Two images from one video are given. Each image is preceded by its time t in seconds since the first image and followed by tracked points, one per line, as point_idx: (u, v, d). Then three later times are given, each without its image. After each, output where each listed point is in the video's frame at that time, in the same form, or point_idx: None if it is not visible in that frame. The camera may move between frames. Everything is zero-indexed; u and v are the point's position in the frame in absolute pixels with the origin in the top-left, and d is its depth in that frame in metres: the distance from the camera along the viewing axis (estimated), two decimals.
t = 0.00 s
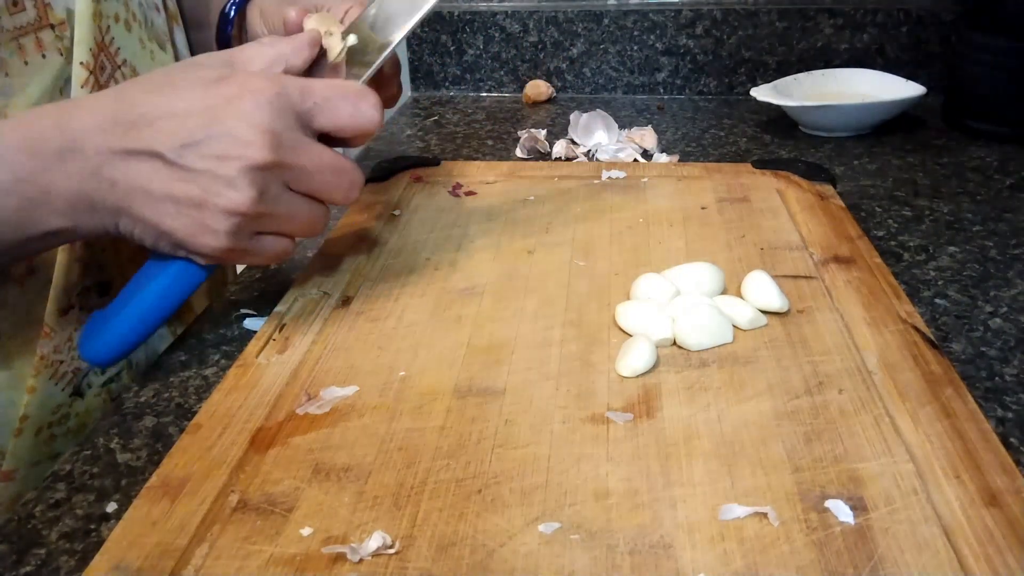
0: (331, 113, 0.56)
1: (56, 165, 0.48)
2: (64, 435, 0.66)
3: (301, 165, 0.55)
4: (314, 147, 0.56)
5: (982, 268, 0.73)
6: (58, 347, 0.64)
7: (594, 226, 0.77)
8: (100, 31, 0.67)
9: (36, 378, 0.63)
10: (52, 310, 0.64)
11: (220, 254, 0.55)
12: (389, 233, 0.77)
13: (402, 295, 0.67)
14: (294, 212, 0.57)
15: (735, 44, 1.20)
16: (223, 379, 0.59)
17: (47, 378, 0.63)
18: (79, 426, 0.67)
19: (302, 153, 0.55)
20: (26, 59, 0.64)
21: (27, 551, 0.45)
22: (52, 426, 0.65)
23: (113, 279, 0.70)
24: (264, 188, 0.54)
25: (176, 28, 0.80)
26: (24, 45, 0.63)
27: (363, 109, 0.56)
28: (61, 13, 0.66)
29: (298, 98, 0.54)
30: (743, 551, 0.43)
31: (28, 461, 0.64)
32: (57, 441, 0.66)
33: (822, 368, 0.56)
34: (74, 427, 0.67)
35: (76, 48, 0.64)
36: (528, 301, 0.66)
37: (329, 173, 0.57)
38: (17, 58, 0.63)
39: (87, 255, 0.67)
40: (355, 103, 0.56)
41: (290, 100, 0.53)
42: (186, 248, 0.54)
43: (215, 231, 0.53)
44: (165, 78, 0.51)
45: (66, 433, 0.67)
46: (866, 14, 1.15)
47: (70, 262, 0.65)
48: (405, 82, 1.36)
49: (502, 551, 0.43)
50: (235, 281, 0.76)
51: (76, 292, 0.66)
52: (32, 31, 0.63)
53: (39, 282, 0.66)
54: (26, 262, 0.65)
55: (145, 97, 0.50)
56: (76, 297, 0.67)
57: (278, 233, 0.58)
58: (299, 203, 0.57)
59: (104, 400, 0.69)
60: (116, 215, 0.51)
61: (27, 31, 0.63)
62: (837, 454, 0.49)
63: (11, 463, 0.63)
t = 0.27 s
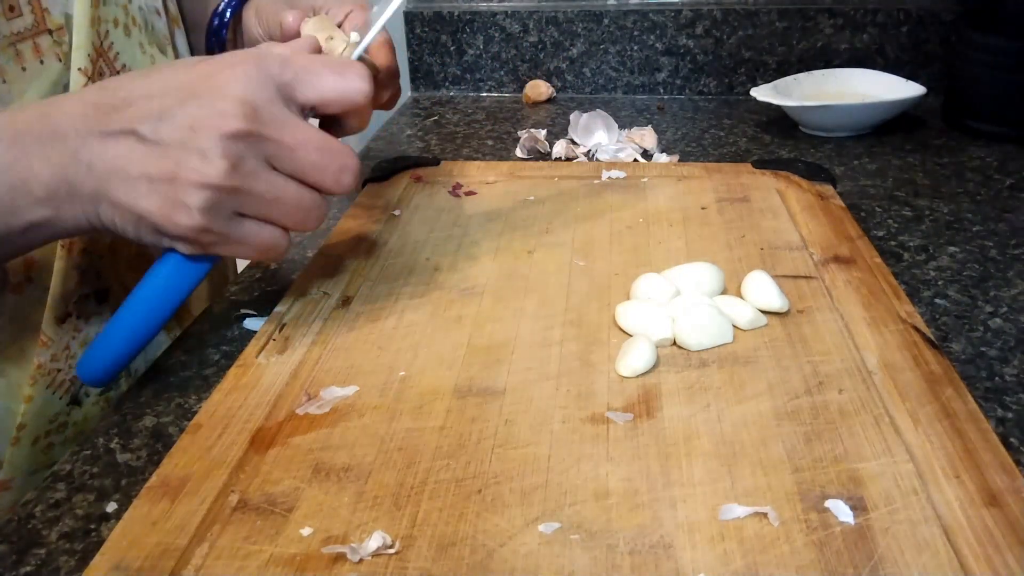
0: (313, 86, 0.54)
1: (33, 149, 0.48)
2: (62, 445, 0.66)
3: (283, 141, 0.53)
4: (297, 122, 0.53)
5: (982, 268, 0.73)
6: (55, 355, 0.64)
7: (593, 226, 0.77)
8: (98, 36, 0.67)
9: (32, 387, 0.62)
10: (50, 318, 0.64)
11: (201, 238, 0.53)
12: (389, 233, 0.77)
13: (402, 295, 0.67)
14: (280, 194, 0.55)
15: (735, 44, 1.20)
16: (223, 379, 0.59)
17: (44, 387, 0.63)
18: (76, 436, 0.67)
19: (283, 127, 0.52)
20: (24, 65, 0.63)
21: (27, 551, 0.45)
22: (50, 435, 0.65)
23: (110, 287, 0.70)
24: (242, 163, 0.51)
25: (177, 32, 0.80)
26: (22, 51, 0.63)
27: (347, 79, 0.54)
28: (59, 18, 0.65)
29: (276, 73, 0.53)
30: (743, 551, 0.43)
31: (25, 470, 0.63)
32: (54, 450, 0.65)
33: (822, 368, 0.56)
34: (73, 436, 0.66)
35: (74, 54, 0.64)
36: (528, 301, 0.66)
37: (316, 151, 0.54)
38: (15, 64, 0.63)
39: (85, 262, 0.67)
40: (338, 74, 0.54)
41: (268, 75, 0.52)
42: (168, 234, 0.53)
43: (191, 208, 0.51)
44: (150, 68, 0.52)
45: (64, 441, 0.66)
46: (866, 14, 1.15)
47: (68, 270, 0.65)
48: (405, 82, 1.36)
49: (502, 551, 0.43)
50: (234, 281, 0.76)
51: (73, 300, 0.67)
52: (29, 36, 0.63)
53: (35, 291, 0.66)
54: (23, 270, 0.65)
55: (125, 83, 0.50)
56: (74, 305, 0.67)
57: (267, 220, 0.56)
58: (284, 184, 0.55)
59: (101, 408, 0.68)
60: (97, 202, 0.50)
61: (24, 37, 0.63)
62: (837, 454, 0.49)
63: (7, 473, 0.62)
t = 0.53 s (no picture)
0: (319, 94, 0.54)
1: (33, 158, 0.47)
2: (61, 447, 0.66)
3: (287, 146, 0.52)
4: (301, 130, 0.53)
5: (982, 268, 0.73)
6: (55, 359, 0.65)
7: (593, 226, 0.77)
8: (97, 38, 0.67)
9: (31, 391, 0.63)
10: (50, 321, 0.64)
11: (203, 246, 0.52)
12: (388, 233, 0.77)
13: (402, 295, 0.67)
14: (284, 202, 0.54)
15: (735, 44, 1.20)
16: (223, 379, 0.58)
17: (43, 390, 0.63)
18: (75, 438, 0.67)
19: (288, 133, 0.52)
20: (22, 67, 0.63)
21: (26, 551, 0.45)
22: (49, 438, 0.65)
23: (109, 288, 0.70)
24: (246, 167, 0.51)
25: (177, 34, 0.79)
26: (20, 53, 0.63)
27: (351, 86, 0.55)
28: (57, 20, 0.65)
29: (281, 83, 0.53)
30: (743, 551, 0.43)
31: (24, 473, 0.64)
32: (54, 453, 0.66)
33: (822, 368, 0.56)
34: (70, 439, 0.67)
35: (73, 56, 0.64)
36: (528, 301, 0.66)
37: (320, 158, 0.54)
38: (14, 67, 0.62)
39: (84, 265, 0.67)
40: (343, 83, 0.55)
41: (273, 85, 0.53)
42: (169, 244, 0.51)
43: (194, 213, 0.49)
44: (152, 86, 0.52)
45: (62, 444, 0.66)
46: (866, 14, 1.15)
47: (67, 273, 0.65)
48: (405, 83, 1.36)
49: (502, 551, 0.43)
50: (234, 281, 0.76)
51: (73, 303, 0.67)
52: (27, 39, 0.63)
53: (33, 295, 0.65)
54: (21, 273, 0.64)
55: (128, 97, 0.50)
56: (73, 308, 0.67)
57: (269, 231, 0.55)
58: (287, 191, 0.54)
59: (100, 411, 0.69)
60: (97, 212, 0.49)
61: (21, 39, 0.63)
62: (838, 454, 0.49)
63: (6, 475, 0.62)
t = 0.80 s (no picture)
0: (331, 121, 0.56)
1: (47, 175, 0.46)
2: (61, 446, 0.66)
3: (301, 172, 0.54)
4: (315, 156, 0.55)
5: (982, 268, 0.73)
6: (55, 358, 0.65)
7: (593, 226, 0.77)
8: (96, 37, 0.67)
9: (32, 390, 0.63)
10: (50, 321, 0.64)
11: (216, 268, 0.52)
12: (388, 233, 0.77)
13: (402, 295, 0.67)
14: (293, 224, 0.56)
15: (735, 44, 1.20)
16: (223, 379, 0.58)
17: (43, 389, 0.63)
18: (76, 437, 0.67)
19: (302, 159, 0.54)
20: (20, 67, 0.63)
21: (27, 551, 0.45)
22: (49, 437, 0.65)
23: (110, 288, 0.70)
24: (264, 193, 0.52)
25: (176, 35, 0.80)
26: (18, 53, 0.63)
27: (362, 116, 0.58)
28: (56, 20, 0.65)
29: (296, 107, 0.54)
30: (743, 551, 0.43)
31: (24, 472, 0.63)
32: (54, 451, 0.66)
33: (822, 368, 0.56)
34: (71, 438, 0.67)
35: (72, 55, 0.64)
36: (528, 301, 0.66)
37: (330, 184, 0.56)
38: (13, 66, 0.62)
39: (84, 266, 0.67)
40: (353, 110, 0.57)
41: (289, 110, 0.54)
42: (181, 263, 0.52)
43: (211, 238, 0.50)
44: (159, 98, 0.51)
45: (63, 444, 0.66)
46: (866, 14, 1.15)
47: (67, 274, 0.65)
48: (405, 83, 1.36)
49: (502, 551, 0.43)
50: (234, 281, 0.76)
51: (73, 302, 0.66)
52: (26, 38, 0.63)
53: (33, 295, 0.65)
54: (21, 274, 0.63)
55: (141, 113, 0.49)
56: (73, 308, 0.66)
57: (276, 250, 0.56)
58: (298, 213, 0.56)
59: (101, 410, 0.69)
60: (109, 229, 0.49)
61: (20, 38, 0.63)
62: (837, 454, 0.49)
63: (6, 474, 0.62)
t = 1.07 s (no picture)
0: (341, 143, 0.58)
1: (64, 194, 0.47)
2: (62, 444, 0.66)
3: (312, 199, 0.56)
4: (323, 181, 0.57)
5: (982, 268, 0.73)
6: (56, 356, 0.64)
7: (593, 226, 0.77)
8: (98, 35, 0.67)
9: (34, 388, 0.62)
10: (52, 318, 0.63)
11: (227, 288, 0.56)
12: (388, 233, 0.77)
13: (402, 295, 0.67)
14: (300, 243, 0.59)
15: (735, 44, 1.20)
16: (223, 379, 0.59)
17: (46, 387, 0.63)
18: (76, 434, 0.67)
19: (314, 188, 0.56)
20: (20, 64, 0.63)
21: (26, 552, 0.45)
22: (50, 434, 0.65)
23: (110, 286, 0.69)
24: (280, 224, 0.55)
25: (177, 33, 0.80)
26: (18, 50, 0.63)
27: (369, 141, 0.60)
28: (57, 18, 0.65)
29: (312, 132, 0.55)
30: (743, 551, 0.43)
31: (26, 470, 0.63)
32: (55, 449, 0.66)
33: (822, 368, 0.56)
34: (72, 436, 0.67)
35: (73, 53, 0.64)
36: (528, 301, 0.66)
37: (336, 204, 0.59)
38: (13, 64, 0.62)
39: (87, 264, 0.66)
40: (362, 135, 0.59)
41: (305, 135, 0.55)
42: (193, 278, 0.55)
43: (226, 264, 0.54)
44: (173, 105, 0.51)
45: (64, 441, 0.66)
46: (866, 14, 1.15)
47: (69, 273, 0.64)
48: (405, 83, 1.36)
49: (502, 551, 0.43)
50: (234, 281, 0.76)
51: (75, 300, 0.66)
52: (26, 35, 0.63)
53: (35, 294, 0.65)
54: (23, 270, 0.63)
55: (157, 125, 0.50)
56: (74, 305, 0.65)
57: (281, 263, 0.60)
58: (304, 234, 0.58)
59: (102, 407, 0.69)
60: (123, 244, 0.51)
61: (20, 36, 0.63)
62: (837, 454, 0.49)
63: (7, 472, 0.62)
